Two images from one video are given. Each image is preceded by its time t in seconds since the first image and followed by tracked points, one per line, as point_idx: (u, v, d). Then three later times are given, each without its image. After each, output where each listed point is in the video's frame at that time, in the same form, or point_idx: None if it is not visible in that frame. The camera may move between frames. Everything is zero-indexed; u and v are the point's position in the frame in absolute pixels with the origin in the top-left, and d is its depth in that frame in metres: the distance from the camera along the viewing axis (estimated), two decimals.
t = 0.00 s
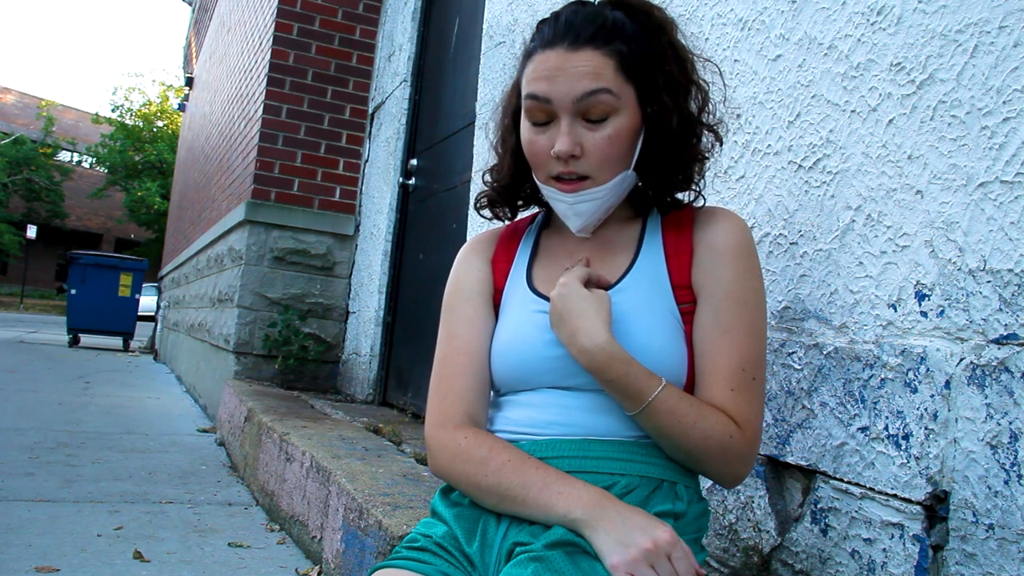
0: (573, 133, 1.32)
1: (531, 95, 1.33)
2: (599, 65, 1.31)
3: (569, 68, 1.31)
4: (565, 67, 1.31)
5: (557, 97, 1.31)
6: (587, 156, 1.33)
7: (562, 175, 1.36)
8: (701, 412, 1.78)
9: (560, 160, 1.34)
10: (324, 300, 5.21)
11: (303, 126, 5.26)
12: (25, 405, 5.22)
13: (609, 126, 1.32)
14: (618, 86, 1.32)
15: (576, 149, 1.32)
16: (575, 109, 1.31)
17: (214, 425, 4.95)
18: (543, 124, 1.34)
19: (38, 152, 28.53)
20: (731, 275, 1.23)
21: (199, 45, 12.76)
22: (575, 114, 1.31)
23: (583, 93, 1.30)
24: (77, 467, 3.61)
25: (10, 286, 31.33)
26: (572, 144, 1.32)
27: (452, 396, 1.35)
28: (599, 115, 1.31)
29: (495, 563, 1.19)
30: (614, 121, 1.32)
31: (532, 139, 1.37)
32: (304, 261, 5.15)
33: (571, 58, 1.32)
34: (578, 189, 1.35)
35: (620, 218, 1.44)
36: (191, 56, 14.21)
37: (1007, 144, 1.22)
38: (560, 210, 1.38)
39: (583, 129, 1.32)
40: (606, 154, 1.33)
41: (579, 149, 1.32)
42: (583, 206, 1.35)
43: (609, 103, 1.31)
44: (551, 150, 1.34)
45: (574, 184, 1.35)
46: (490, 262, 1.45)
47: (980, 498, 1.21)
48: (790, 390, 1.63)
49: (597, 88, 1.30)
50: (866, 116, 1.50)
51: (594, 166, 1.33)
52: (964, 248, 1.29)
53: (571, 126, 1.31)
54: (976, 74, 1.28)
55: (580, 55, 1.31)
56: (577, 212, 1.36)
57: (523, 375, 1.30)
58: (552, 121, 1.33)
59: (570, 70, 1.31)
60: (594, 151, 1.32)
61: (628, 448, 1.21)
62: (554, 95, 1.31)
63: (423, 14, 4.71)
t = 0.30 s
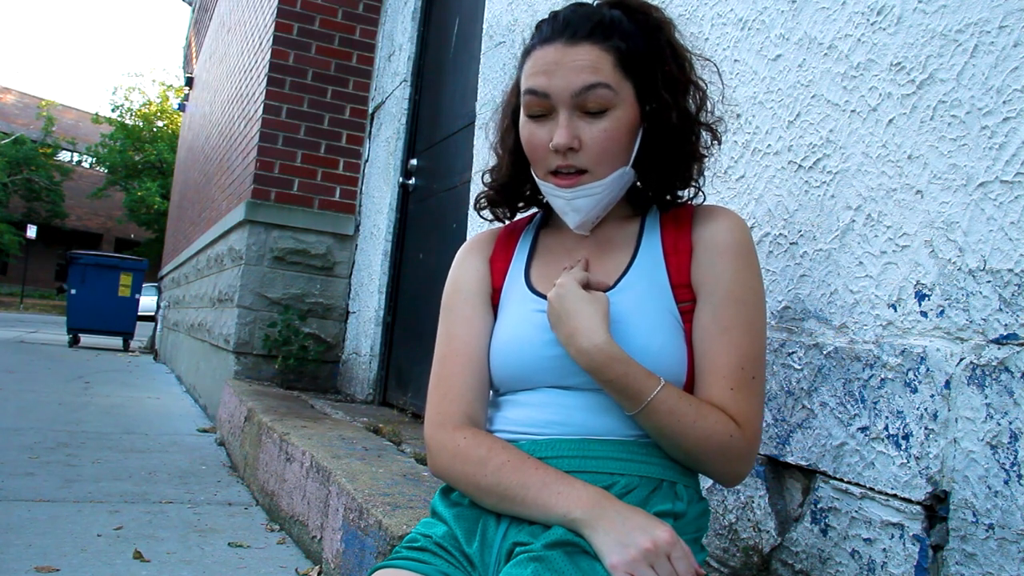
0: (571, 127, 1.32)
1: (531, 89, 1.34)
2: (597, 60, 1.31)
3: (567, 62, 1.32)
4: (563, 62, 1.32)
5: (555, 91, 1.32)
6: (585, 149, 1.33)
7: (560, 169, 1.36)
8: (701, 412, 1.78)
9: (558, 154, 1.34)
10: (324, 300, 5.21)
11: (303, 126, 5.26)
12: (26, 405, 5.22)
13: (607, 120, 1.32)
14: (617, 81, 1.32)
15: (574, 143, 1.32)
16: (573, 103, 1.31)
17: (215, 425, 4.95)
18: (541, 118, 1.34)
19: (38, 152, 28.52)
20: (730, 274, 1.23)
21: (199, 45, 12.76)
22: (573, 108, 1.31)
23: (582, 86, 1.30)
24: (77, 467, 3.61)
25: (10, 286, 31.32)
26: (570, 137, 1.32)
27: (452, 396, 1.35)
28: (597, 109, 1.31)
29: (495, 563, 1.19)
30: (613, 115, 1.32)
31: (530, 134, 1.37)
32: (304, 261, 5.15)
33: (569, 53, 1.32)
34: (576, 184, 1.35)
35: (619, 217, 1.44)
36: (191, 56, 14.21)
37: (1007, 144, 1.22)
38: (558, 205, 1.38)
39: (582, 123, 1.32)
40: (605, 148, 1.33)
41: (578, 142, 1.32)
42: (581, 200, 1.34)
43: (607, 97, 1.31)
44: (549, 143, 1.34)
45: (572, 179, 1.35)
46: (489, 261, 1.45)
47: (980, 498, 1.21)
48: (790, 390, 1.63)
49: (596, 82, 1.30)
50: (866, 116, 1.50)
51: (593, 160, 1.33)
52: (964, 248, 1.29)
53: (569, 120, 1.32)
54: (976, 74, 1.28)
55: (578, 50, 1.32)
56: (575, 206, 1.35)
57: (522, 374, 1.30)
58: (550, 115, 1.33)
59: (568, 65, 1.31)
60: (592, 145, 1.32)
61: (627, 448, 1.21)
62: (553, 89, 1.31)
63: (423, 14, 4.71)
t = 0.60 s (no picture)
0: (568, 116, 1.33)
1: (528, 81, 1.36)
2: (593, 52, 1.33)
3: (563, 54, 1.33)
4: (559, 53, 1.34)
5: (552, 82, 1.33)
6: (582, 138, 1.34)
7: (559, 159, 1.37)
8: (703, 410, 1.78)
9: (555, 143, 1.35)
10: (324, 300, 5.21)
11: (303, 126, 5.26)
12: (26, 405, 5.22)
13: (603, 110, 1.33)
14: (613, 71, 1.33)
15: (571, 131, 1.33)
16: (569, 93, 1.33)
17: (215, 425, 4.95)
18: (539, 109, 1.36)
19: (38, 152, 28.51)
20: (730, 274, 1.23)
21: (199, 45, 12.76)
22: (569, 97, 1.33)
23: (577, 76, 1.31)
24: (77, 467, 3.60)
25: (10, 286, 31.32)
26: (566, 126, 1.33)
27: (452, 396, 1.35)
28: (593, 99, 1.33)
29: (495, 563, 1.19)
30: (609, 104, 1.33)
31: (529, 126, 1.39)
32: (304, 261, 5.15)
33: (565, 45, 1.34)
34: (574, 172, 1.35)
35: (619, 216, 1.44)
36: (191, 56, 14.21)
37: (1007, 144, 1.22)
38: (557, 193, 1.38)
39: (579, 112, 1.33)
40: (602, 136, 1.33)
41: (574, 131, 1.33)
42: (580, 185, 1.34)
43: (603, 86, 1.32)
44: (546, 133, 1.35)
45: (571, 167, 1.36)
46: (488, 261, 1.45)
47: (980, 498, 1.21)
48: (790, 390, 1.63)
49: (592, 72, 1.32)
50: (866, 116, 1.50)
51: (591, 148, 1.34)
52: (964, 248, 1.29)
53: (565, 109, 1.33)
54: (976, 74, 1.28)
55: (575, 42, 1.34)
56: (574, 191, 1.35)
57: (521, 373, 1.30)
58: (548, 105, 1.35)
59: (563, 56, 1.33)
60: (589, 133, 1.33)
61: (627, 447, 1.21)
62: (550, 80, 1.33)
63: (423, 14, 4.71)
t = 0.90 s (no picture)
0: (569, 106, 1.34)
1: (531, 73, 1.38)
2: (594, 45, 1.35)
3: (567, 44, 1.35)
4: (562, 45, 1.36)
5: (555, 72, 1.35)
6: (583, 127, 1.34)
7: (558, 148, 1.37)
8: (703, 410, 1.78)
9: (556, 132, 1.35)
10: (324, 300, 5.21)
11: (303, 126, 5.26)
12: (26, 405, 5.22)
13: (605, 100, 1.34)
14: (615, 63, 1.34)
15: (572, 119, 1.33)
16: (571, 83, 1.34)
17: (215, 425, 4.95)
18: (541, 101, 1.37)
19: (38, 152, 28.51)
20: (729, 274, 1.23)
21: (199, 45, 12.76)
22: (571, 87, 1.34)
23: (580, 65, 1.33)
24: (76, 467, 3.61)
25: (10, 286, 31.32)
26: (567, 114, 1.33)
27: (452, 396, 1.35)
28: (595, 89, 1.34)
29: (495, 562, 1.19)
30: (611, 95, 1.34)
31: (530, 116, 1.39)
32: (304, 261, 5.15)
33: (568, 37, 1.36)
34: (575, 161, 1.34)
35: (619, 217, 1.43)
36: (191, 55, 14.21)
37: (1007, 144, 1.22)
38: (556, 183, 1.36)
39: (580, 102, 1.34)
40: (603, 125, 1.34)
41: (575, 119, 1.33)
42: (580, 173, 1.33)
43: (605, 77, 1.33)
44: (547, 121, 1.36)
45: (572, 156, 1.35)
46: (488, 262, 1.45)
47: (980, 498, 1.21)
48: (790, 390, 1.63)
49: (594, 62, 1.33)
50: (866, 116, 1.50)
51: (592, 138, 1.34)
52: (964, 248, 1.29)
53: (567, 98, 1.34)
54: (976, 74, 1.28)
55: (577, 35, 1.36)
56: (573, 179, 1.33)
57: (521, 374, 1.30)
58: (550, 97, 1.36)
59: (567, 46, 1.35)
60: (590, 122, 1.33)
61: (627, 448, 1.21)
62: (553, 71, 1.35)
63: (423, 14, 4.72)
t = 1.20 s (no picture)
0: (582, 76, 1.38)
1: (548, 46, 1.43)
2: (612, 30, 1.42)
3: (586, 24, 1.43)
4: (582, 25, 1.43)
5: (572, 45, 1.40)
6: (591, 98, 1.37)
7: (565, 116, 1.39)
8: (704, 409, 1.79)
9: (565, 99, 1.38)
10: (325, 300, 5.21)
11: (303, 126, 5.26)
12: (26, 405, 5.21)
13: (616, 78, 1.39)
14: (629, 48, 1.41)
15: (583, 88, 1.37)
16: (587, 57, 1.39)
17: (215, 425, 4.95)
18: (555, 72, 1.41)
19: (38, 152, 28.50)
20: (729, 274, 1.23)
21: (199, 45, 12.75)
22: (584, 60, 1.39)
23: (597, 42, 1.39)
24: (76, 467, 3.60)
25: (10, 286, 31.32)
26: (580, 83, 1.37)
27: (453, 396, 1.35)
28: (608, 65, 1.39)
29: (495, 562, 1.19)
30: (622, 74, 1.39)
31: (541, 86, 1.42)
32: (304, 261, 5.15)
33: (587, 20, 1.44)
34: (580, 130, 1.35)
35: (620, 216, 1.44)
36: (191, 55, 14.21)
37: (1007, 144, 1.22)
38: (556, 152, 1.36)
39: (592, 76, 1.39)
40: (611, 100, 1.38)
41: (586, 89, 1.37)
42: (584, 144, 1.34)
43: (619, 56, 1.39)
44: (558, 88, 1.39)
45: (578, 125, 1.38)
46: (488, 261, 1.45)
47: (980, 498, 1.21)
48: (790, 390, 1.63)
49: (610, 42, 1.39)
50: (866, 116, 1.50)
51: (599, 111, 1.38)
52: (964, 248, 1.29)
53: (580, 69, 1.39)
54: (976, 74, 1.28)
55: (597, 20, 1.43)
56: (576, 148, 1.34)
57: (522, 373, 1.30)
58: (563, 68, 1.41)
59: (586, 26, 1.42)
60: (600, 95, 1.37)
61: (628, 448, 1.22)
62: (570, 44, 1.40)
63: (423, 14, 4.71)
